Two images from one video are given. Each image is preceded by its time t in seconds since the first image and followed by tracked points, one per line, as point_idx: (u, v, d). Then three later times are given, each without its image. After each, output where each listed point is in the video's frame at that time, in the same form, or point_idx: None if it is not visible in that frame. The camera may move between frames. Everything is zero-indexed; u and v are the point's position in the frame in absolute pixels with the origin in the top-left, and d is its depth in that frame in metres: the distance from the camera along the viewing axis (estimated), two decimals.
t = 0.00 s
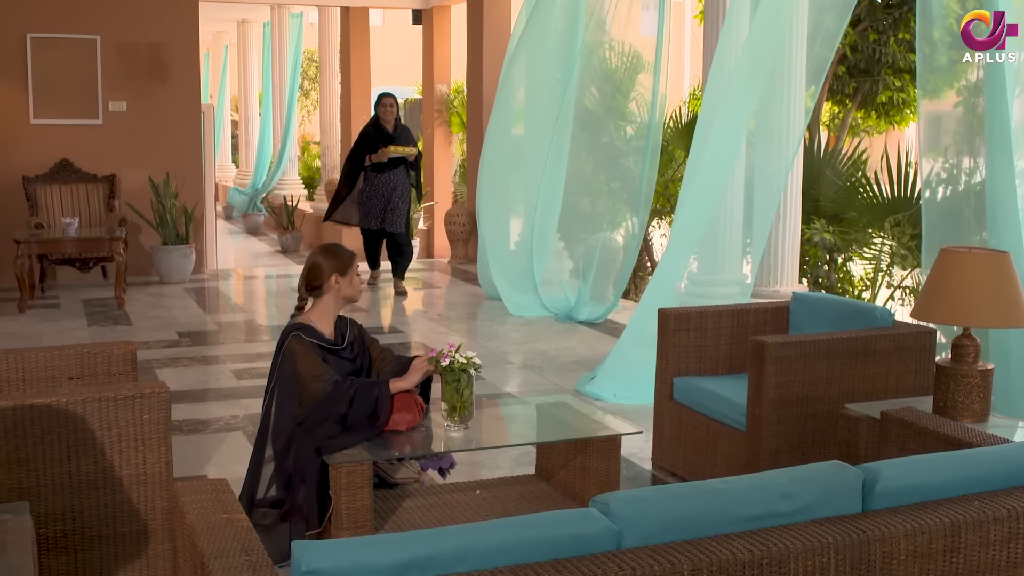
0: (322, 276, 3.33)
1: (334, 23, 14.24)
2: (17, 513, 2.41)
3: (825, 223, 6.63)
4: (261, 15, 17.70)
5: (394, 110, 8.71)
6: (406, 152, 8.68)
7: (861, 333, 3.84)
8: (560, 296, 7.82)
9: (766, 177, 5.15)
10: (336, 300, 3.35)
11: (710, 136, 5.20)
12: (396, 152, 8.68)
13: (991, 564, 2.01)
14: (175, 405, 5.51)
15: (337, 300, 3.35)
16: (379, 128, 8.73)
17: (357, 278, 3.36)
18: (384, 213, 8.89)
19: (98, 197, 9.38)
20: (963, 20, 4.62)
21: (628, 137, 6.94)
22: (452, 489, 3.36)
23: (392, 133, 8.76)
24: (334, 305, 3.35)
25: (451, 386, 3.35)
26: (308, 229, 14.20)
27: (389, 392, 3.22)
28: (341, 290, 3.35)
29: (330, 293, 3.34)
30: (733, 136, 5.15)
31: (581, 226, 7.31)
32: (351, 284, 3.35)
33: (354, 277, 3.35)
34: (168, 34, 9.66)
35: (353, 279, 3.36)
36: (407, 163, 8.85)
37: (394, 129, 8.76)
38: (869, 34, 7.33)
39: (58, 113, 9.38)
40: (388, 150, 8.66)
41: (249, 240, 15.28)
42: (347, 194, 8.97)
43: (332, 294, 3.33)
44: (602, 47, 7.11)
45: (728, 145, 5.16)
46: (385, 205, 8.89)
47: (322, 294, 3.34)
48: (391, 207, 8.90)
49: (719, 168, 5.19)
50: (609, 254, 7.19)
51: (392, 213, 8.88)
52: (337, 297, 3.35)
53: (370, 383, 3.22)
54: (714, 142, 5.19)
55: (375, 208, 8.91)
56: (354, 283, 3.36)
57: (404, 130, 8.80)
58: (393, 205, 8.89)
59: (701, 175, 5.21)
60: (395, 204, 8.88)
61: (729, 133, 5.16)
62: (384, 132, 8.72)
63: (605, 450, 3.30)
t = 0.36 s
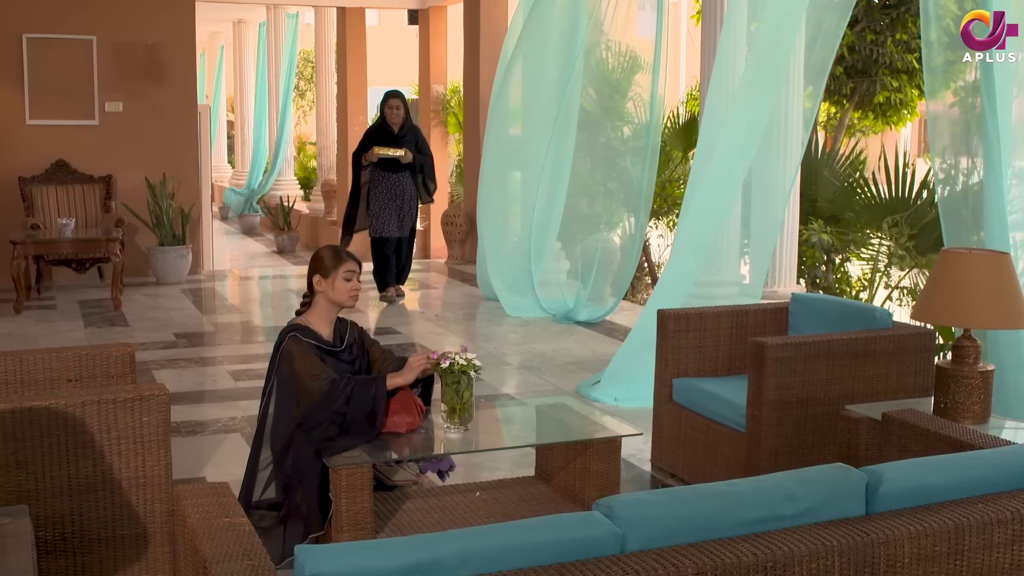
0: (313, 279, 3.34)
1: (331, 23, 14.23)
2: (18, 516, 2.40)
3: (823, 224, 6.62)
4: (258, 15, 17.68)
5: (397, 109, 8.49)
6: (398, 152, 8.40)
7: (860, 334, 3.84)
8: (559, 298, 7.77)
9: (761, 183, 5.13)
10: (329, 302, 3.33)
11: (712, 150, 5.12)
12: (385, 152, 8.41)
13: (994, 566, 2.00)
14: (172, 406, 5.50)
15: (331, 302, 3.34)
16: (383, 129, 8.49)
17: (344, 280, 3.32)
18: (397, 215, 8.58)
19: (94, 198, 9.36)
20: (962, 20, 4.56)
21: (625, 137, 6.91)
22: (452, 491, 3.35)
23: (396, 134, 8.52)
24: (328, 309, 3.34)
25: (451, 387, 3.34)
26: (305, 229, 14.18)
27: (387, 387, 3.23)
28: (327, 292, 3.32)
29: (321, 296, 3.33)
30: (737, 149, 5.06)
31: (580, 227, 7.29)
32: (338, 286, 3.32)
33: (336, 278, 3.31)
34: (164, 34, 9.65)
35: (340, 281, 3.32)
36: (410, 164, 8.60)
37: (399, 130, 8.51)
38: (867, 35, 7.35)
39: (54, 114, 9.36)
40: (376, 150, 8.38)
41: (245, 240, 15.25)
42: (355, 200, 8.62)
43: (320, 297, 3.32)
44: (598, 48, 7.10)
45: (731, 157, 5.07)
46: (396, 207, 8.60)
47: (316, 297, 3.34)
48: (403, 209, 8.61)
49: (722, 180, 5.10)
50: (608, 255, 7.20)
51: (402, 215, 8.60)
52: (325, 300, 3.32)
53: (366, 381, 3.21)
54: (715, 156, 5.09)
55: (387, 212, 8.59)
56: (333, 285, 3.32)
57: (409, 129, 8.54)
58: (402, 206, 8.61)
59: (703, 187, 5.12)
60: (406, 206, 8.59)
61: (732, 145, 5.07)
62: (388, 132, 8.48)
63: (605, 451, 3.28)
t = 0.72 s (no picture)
0: (316, 279, 3.34)
1: (326, 24, 14.21)
2: (17, 518, 2.39)
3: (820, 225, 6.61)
4: (252, 15, 17.65)
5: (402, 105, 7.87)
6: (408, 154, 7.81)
7: (859, 335, 3.84)
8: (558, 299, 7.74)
9: (762, 188, 5.15)
10: (332, 304, 3.33)
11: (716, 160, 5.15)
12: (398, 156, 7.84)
13: (997, 567, 2.00)
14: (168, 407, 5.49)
15: (333, 304, 3.33)
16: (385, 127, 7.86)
17: (346, 281, 3.31)
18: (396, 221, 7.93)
19: (89, 198, 9.33)
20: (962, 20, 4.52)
21: (621, 137, 6.90)
22: (450, 492, 3.34)
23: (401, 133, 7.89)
24: (331, 310, 3.33)
25: (449, 389, 3.33)
26: (300, 230, 14.17)
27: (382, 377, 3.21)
28: (329, 293, 3.32)
29: (324, 298, 3.32)
30: (741, 158, 5.04)
31: (577, 228, 7.29)
32: (340, 286, 3.31)
33: (337, 279, 3.30)
34: (160, 35, 9.62)
35: (341, 282, 3.31)
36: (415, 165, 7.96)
37: (403, 128, 7.89)
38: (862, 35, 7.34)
39: (49, 114, 9.33)
40: (390, 153, 7.81)
41: (241, 241, 15.24)
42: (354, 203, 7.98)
43: (323, 297, 3.31)
44: (593, 48, 7.12)
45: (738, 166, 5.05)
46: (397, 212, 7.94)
47: (319, 298, 3.33)
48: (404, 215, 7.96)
49: (728, 189, 5.08)
50: (606, 255, 7.20)
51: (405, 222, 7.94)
52: (328, 300, 3.32)
53: (363, 372, 3.19)
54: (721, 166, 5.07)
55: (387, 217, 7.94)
56: (335, 285, 3.31)
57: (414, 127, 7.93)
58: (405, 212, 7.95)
59: (707, 195, 5.10)
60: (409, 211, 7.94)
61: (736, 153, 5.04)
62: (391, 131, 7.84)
63: (604, 453, 3.28)
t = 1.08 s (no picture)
0: (324, 280, 3.34)
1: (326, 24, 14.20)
2: (20, 520, 2.38)
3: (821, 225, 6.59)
4: (252, 15, 17.65)
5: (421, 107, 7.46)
6: (425, 158, 7.39)
7: (864, 335, 3.83)
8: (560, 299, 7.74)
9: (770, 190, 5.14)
10: (339, 305, 3.32)
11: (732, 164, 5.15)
12: (414, 160, 7.37)
13: (1006, 569, 1.99)
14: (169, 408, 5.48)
15: (341, 304, 3.32)
16: (402, 129, 7.44)
17: (353, 280, 3.30)
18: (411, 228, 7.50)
19: (90, 199, 9.31)
20: (962, 20, 4.53)
21: (622, 137, 6.90)
22: (453, 493, 3.34)
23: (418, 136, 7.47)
24: (338, 311, 3.32)
25: (453, 390, 3.32)
26: (300, 230, 14.15)
27: (388, 382, 3.22)
28: (336, 293, 3.31)
29: (331, 298, 3.32)
30: (751, 162, 5.04)
31: (578, 228, 7.30)
32: (347, 286, 3.30)
33: (344, 278, 3.29)
34: (160, 35, 9.61)
35: (348, 281, 3.30)
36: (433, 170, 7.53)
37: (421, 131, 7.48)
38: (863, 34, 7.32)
39: (49, 114, 9.33)
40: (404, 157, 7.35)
41: (241, 241, 15.22)
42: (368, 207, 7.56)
43: (331, 299, 3.30)
44: (595, 48, 7.09)
45: (747, 171, 5.04)
46: (412, 218, 7.51)
47: (326, 299, 3.33)
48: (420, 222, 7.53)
49: (740, 191, 5.07)
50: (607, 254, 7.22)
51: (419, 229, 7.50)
52: (335, 302, 3.31)
53: (367, 377, 3.19)
54: (731, 169, 5.06)
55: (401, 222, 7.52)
56: (342, 285, 3.30)
57: (433, 130, 7.52)
58: (420, 219, 7.51)
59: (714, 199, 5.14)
60: (425, 218, 7.51)
61: (745, 157, 5.04)
62: (408, 133, 7.43)
63: (608, 454, 3.27)
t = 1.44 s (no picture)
0: (326, 280, 3.33)
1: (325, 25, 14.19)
2: (22, 521, 2.38)
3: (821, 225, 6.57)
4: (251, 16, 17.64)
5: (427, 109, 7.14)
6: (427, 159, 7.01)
7: (866, 336, 3.82)
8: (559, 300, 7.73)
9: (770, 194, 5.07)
10: (342, 305, 3.30)
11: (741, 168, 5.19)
12: (411, 162, 6.98)
13: (1012, 570, 1.99)
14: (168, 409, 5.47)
15: (343, 305, 3.31)
16: (408, 133, 7.18)
17: (355, 281, 3.29)
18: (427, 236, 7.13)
19: (89, 199, 9.29)
20: (962, 20, 4.56)
21: (622, 137, 6.95)
22: (455, 494, 3.33)
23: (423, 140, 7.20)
24: (341, 311, 3.31)
25: (455, 391, 3.31)
26: (299, 230, 14.13)
27: (388, 396, 3.16)
28: (339, 293, 3.30)
29: (334, 298, 3.31)
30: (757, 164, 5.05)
31: (576, 228, 7.33)
32: (349, 286, 3.29)
33: (347, 278, 3.28)
34: (159, 35, 9.59)
35: (350, 281, 3.29)
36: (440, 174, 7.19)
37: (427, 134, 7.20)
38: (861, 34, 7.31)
39: (48, 115, 9.32)
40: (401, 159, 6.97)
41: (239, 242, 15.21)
42: (376, 216, 7.19)
43: (334, 299, 3.29)
44: (595, 48, 7.07)
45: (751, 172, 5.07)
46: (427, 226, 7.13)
47: (329, 299, 3.32)
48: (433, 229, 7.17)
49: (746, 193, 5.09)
50: (606, 254, 7.26)
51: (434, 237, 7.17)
52: (338, 301, 3.30)
53: (366, 387, 3.15)
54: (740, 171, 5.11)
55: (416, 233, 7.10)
56: (345, 285, 3.29)
57: (438, 133, 7.24)
58: (434, 226, 7.16)
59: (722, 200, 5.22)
60: (439, 225, 7.16)
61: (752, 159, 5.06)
62: (414, 137, 7.16)
63: (610, 455, 3.25)
